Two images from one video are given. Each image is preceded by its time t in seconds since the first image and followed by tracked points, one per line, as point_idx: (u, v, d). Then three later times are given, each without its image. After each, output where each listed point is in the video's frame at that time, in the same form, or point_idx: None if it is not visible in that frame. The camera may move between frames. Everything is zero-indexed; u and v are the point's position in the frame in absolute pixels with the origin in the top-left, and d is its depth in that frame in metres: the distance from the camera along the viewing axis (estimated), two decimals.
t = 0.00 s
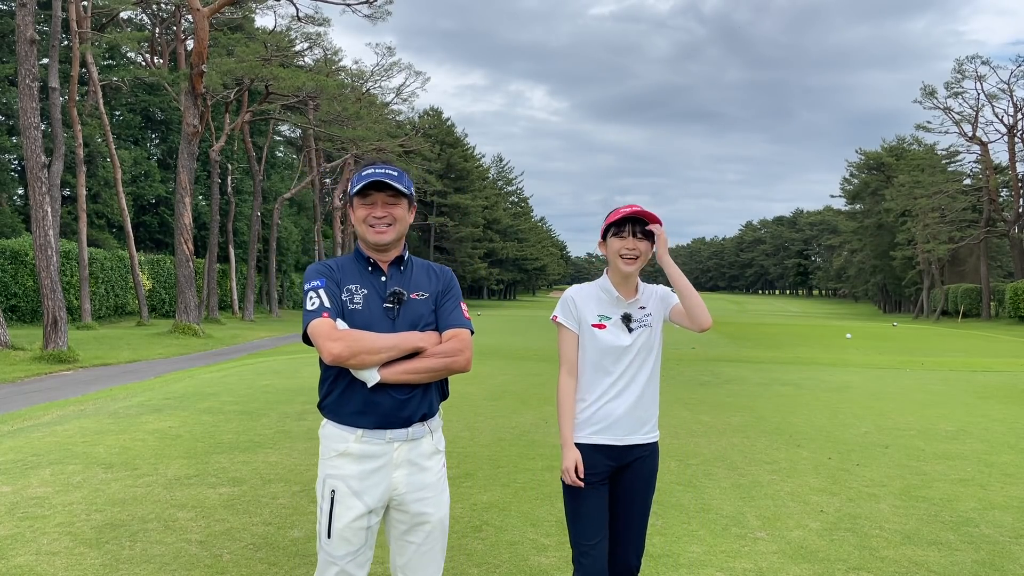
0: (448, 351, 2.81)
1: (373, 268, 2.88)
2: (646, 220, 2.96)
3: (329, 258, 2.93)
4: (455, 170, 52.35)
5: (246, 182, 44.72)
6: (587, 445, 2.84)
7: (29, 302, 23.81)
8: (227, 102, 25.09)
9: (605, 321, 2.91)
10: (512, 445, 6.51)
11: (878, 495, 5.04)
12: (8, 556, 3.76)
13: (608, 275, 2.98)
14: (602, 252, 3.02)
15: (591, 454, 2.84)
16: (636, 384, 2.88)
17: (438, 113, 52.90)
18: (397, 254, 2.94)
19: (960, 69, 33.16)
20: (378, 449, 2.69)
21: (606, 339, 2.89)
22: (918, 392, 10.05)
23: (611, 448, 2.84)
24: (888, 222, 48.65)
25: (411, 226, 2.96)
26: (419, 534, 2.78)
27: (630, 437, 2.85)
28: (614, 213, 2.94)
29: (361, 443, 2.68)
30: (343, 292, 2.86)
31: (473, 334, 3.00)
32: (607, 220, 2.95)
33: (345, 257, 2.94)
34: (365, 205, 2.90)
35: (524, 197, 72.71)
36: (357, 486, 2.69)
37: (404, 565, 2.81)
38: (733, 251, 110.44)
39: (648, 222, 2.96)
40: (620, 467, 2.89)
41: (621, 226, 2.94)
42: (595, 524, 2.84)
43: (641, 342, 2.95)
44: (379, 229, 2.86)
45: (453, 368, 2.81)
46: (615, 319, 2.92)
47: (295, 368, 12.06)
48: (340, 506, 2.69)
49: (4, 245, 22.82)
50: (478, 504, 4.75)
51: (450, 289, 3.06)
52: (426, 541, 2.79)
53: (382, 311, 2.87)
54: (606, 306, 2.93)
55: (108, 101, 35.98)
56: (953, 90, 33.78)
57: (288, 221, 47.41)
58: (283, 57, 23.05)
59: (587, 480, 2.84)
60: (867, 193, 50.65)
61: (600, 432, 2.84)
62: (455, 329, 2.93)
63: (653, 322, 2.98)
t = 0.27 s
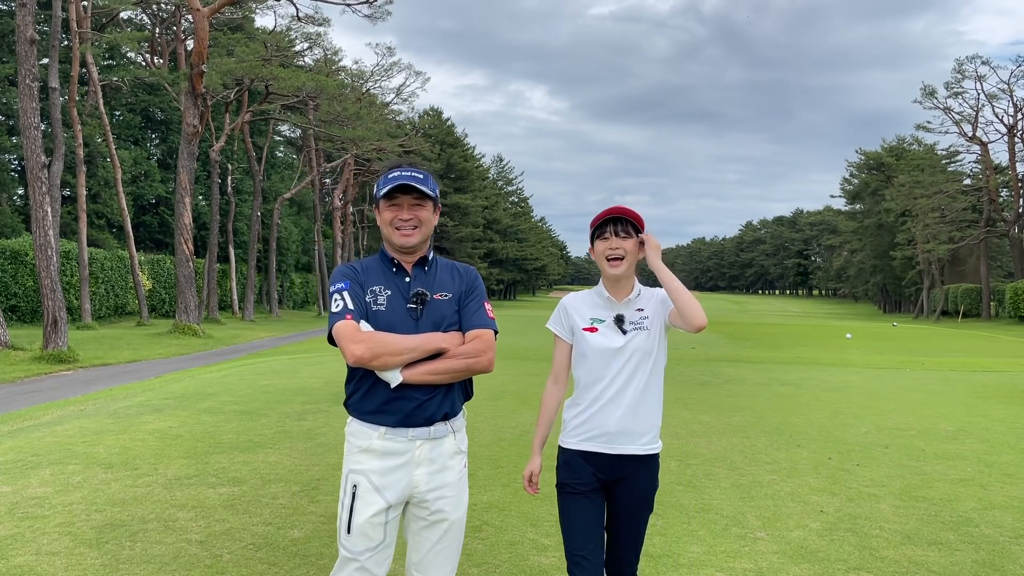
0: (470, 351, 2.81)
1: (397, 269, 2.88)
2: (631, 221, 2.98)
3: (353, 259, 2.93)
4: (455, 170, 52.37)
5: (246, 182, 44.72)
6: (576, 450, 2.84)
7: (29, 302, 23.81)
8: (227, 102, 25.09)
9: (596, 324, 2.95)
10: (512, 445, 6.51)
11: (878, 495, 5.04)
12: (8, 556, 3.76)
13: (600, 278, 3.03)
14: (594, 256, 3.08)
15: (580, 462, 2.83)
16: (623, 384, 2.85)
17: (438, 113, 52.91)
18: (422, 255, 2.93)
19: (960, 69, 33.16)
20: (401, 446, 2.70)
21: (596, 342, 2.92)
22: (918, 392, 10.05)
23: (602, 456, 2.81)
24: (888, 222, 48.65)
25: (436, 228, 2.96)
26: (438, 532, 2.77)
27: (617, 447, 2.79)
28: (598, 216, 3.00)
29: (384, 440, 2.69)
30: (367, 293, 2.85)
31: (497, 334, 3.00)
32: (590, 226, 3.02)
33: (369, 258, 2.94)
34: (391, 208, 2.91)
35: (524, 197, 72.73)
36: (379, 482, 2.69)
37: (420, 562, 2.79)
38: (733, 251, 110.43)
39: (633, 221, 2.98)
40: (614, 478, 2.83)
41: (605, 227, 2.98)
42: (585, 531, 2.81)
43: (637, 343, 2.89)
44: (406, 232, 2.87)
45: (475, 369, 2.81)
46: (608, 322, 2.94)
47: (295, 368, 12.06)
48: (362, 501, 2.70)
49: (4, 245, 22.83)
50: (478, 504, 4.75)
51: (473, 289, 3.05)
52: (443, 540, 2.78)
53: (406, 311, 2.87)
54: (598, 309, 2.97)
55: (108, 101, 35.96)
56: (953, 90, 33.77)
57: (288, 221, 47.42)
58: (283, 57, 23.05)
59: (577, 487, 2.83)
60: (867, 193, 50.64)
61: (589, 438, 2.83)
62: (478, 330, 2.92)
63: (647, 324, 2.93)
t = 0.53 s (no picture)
0: (480, 353, 2.81)
1: (409, 271, 2.89)
2: (612, 218, 2.95)
3: (367, 262, 2.96)
4: (455, 170, 52.38)
5: (246, 182, 44.72)
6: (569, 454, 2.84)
7: (29, 302, 23.81)
8: (227, 102, 25.09)
9: (590, 327, 2.92)
10: (512, 445, 6.51)
11: (878, 495, 5.04)
12: (8, 556, 3.76)
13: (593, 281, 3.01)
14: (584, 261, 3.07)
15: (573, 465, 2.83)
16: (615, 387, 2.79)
17: (438, 113, 52.92)
18: (435, 257, 2.94)
19: (960, 69, 33.19)
20: (412, 445, 2.71)
21: (588, 344, 2.89)
22: (918, 392, 10.05)
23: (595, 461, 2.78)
24: (888, 222, 48.67)
25: (449, 229, 2.95)
26: (445, 532, 2.77)
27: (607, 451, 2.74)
28: (578, 218, 3.01)
29: (394, 439, 2.70)
30: (379, 295, 2.88)
31: (509, 337, 2.98)
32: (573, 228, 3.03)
33: (383, 260, 2.96)
34: (405, 209, 2.92)
35: (524, 197, 72.75)
36: (389, 480, 2.70)
37: (427, 561, 2.79)
38: (733, 250, 110.41)
39: (614, 218, 2.95)
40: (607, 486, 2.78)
41: (587, 228, 2.98)
42: (577, 539, 2.81)
43: (629, 343, 2.80)
44: (419, 233, 2.87)
45: (484, 370, 2.80)
46: (600, 324, 2.90)
47: (295, 369, 12.06)
48: (372, 499, 2.70)
49: (4, 245, 22.83)
50: (478, 504, 4.75)
51: (486, 291, 3.04)
52: (450, 539, 2.78)
53: (417, 313, 2.87)
54: (592, 312, 2.95)
55: (108, 101, 35.96)
56: (953, 90, 33.81)
57: (288, 221, 47.44)
58: (283, 57, 23.06)
59: (569, 492, 2.83)
60: (867, 193, 50.65)
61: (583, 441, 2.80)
62: (489, 331, 2.91)
63: (640, 324, 2.83)
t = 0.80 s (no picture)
0: (481, 355, 2.81)
1: (414, 272, 2.88)
2: (618, 218, 2.91)
3: (372, 261, 2.95)
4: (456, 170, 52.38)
5: (246, 182, 44.73)
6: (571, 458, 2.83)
7: (29, 302, 23.80)
8: (228, 102, 25.09)
9: (594, 333, 2.88)
10: (512, 445, 6.52)
11: (878, 495, 5.04)
12: (8, 556, 3.76)
13: (595, 281, 2.96)
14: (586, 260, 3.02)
15: (575, 471, 2.81)
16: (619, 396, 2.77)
17: (438, 113, 52.94)
18: (440, 257, 2.93)
19: (960, 69, 33.23)
20: (413, 444, 2.71)
21: (593, 351, 2.85)
22: (918, 392, 10.05)
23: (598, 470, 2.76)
24: (888, 222, 48.68)
25: (454, 227, 2.95)
26: (445, 530, 2.77)
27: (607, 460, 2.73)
28: (584, 214, 2.95)
29: (395, 437, 2.71)
30: (383, 295, 2.87)
31: (511, 339, 2.98)
32: (577, 227, 2.98)
33: (388, 260, 2.95)
34: (409, 208, 2.92)
35: (524, 197, 72.76)
36: (389, 476, 2.70)
37: (428, 559, 2.79)
38: (733, 250, 110.40)
39: (621, 217, 2.91)
40: (610, 491, 2.76)
41: (592, 226, 2.93)
42: (576, 543, 2.83)
43: (635, 352, 2.77)
44: (423, 231, 2.87)
45: (486, 372, 2.80)
46: (604, 330, 2.87)
47: (295, 369, 12.06)
48: (373, 495, 2.70)
49: (4, 245, 22.83)
50: (477, 504, 4.75)
51: (490, 293, 3.03)
52: (451, 538, 2.78)
53: (421, 314, 2.87)
54: (596, 316, 2.90)
55: (108, 101, 35.96)
56: (953, 90, 33.82)
57: (288, 221, 47.45)
58: (283, 57, 23.06)
59: (570, 496, 2.83)
60: (867, 193, 50.66)
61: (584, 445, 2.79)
62: (492, 333, 2.90)
63: (647, 332, 2.80)
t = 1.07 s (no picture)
0: (477, 355, 2.82)
1: (406, 272, 2.89)
2: (652, 222, 2.89)
3: (363, 261, 2.94)
4: (456, 170, 52.38)
5: (246, 182, 44.72)
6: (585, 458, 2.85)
7: (29, 302, 23.81)
8: (228, 102, 25.08)
9: (610, 343, 2.83)
10: (512, 445, 6.52)
11: (878, 495, 5.04)
12: (8, 556, 3.76)
13: (616, 285, 2.91)
14: (608, 258, 2.99)
15: (591, 469, 2.83)
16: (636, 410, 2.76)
17: (438, 113, 52.94)
18: (430, 258, 2.94)
19: (960, 69, 33.21)
20: (409, 444, 2.71)
21: (609, 363, 2.80)
22: (918, 392, 10.05)
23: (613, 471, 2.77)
24: (888, 222, 48.67)
25: (444, 228, 2.95)
26: (442, 529, 2.77)
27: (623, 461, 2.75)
28: (616, 213, 2.92)
29: (392, 438, 2.70)
30: (376, 295, 2.87)
31: (503, 339, 2.99)
32: (605, 225, 2.95)
33: (379, 260, 2.95)
34: (399, 209, 2.93)
35: (524, 197, 72.76)
36: (387, 478, 2.70)
37: (425, 559, 2.79)
38: (733, 250, 110.34)
39: (654, 222, 2.89)
40: (627, 490, 2.78)
41: (624, 226, 2.91)
42: (590, 542, 2.84)
43: (654, 368, 2.76)
44: (412, 232, 2.87)
45: (481, 372, 2.81)
46: (621, 342, 2.82)
47: (295, 369, 12.06)
48: (370, 497, 2.69)
49: (4, 245, 22.84)
50: (477, 504, 4.75)
51: (480, 294, 3.05)
52: (448, 536, 2.78)
53: (414, 314, 2.87)
54: (612, 326, 2.84)
55: (108, 101, 35.97)
56: (953, 90, 33.80)
57: (288, 221, 47.46)
58: (283, 57, 23.06)
59: (583, 495, 2.85)
60: (867, 193, 50.66)
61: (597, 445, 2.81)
62: (484, 333, 2.92)
63: (669, 350, 2.79)
